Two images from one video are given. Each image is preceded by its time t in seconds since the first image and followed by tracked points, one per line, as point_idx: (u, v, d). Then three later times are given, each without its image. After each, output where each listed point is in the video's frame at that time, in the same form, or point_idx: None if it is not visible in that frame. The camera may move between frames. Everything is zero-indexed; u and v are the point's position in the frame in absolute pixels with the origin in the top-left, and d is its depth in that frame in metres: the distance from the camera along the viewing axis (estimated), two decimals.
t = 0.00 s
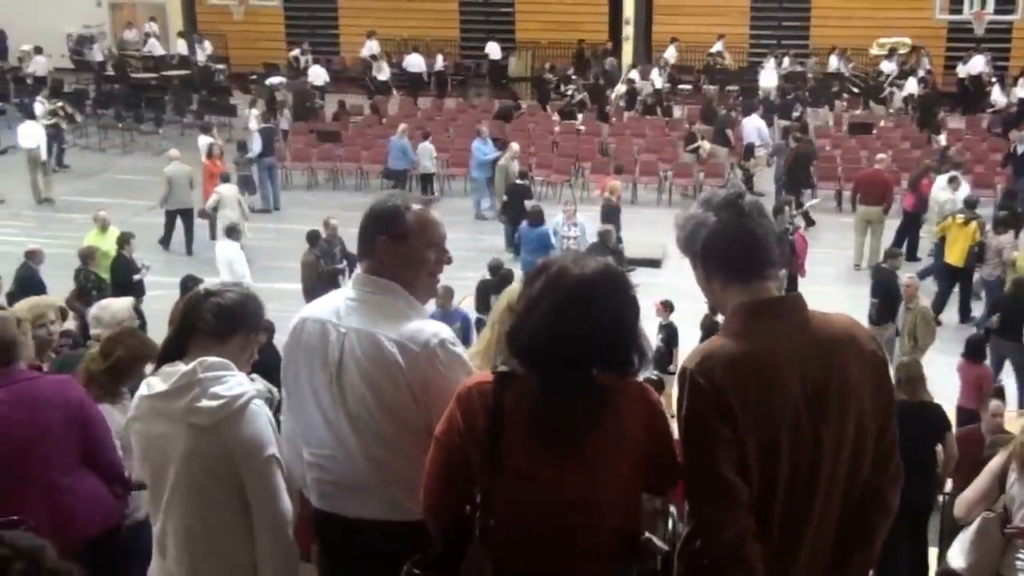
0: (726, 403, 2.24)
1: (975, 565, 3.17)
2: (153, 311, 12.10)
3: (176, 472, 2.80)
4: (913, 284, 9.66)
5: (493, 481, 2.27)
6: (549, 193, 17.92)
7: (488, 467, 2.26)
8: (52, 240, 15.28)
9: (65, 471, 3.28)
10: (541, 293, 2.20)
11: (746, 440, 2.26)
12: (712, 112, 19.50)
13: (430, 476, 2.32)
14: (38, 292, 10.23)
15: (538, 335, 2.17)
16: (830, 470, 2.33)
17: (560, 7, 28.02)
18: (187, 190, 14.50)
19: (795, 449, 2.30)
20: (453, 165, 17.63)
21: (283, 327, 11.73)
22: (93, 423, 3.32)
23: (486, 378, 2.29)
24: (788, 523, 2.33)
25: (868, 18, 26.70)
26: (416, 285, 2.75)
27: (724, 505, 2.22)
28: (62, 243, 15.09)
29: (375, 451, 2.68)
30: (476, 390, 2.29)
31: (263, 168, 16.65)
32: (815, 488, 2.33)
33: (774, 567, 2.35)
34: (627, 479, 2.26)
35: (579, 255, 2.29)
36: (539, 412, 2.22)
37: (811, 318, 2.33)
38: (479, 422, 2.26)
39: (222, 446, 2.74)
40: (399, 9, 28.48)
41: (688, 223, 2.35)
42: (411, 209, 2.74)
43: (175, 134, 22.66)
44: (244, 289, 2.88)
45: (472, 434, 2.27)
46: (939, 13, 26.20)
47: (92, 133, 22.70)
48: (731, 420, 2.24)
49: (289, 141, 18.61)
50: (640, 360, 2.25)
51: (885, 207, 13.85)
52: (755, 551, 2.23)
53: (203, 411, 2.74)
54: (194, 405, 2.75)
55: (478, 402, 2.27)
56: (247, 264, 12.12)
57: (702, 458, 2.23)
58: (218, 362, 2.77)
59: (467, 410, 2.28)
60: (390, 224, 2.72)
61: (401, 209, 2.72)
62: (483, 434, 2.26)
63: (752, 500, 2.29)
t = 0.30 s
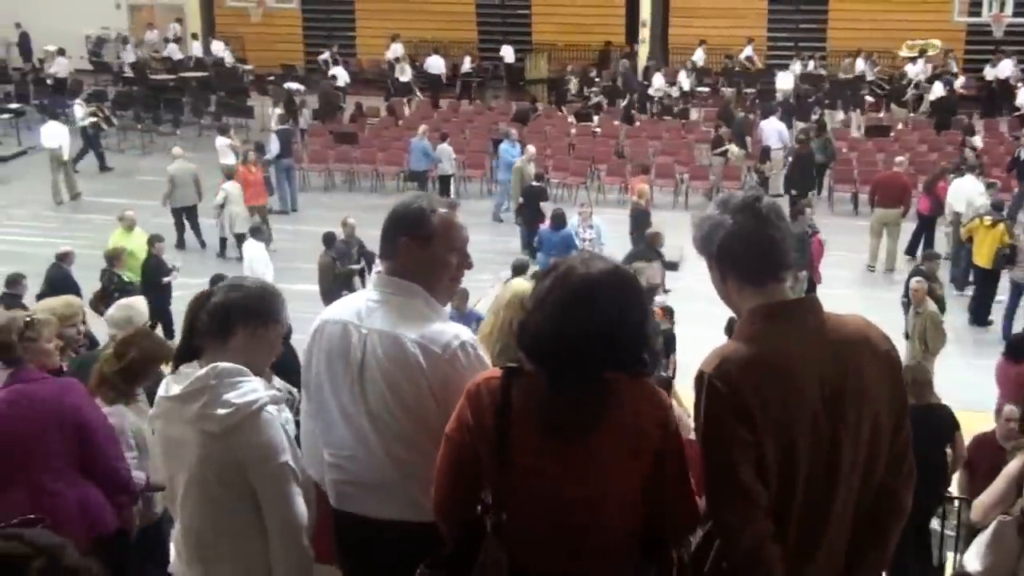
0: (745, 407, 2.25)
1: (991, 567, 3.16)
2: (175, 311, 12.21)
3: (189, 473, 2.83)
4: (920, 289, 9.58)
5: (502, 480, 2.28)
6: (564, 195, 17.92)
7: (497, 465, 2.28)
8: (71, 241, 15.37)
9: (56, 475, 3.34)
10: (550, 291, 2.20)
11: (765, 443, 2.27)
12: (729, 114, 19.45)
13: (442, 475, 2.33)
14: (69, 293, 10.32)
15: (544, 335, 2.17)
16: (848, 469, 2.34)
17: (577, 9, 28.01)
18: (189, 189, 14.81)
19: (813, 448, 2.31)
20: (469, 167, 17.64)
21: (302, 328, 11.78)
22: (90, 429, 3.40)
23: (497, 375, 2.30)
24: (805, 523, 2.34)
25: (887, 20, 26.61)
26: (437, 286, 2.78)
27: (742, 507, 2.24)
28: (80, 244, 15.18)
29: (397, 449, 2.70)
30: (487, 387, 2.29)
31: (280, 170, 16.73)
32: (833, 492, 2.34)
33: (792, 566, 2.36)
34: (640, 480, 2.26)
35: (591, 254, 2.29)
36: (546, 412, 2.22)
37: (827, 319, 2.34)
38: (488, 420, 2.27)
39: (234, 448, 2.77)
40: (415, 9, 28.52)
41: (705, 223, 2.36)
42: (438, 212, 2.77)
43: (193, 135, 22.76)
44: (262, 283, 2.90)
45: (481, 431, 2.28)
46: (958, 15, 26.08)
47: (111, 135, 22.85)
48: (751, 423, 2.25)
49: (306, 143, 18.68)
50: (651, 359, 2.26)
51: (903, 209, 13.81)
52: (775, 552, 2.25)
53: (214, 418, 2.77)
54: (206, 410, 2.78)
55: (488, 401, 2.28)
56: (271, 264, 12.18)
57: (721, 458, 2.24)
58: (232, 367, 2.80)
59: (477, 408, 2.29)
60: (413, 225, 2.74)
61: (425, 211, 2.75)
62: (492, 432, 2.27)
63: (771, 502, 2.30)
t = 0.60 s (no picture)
0: (762, 409, 2.25)
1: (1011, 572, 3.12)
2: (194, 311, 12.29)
3: (203, 473, 2.86)
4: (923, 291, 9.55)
5: (509, 481, 2.30)
6: (580, 197, 17.92)
7: (505, 466, 2.29)
8: (89, 241, 15.46)
9: (67, 478, 3.53)
10: (557, 292, 2.20)
11: (783, 445, 2.27)
12: (745, 116, 19.43)
13: (454, 476, 2.35)
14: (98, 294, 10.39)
15: (551, 335, 2.18)
16: (865, 470, 2.34)
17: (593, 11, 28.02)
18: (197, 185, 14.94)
19: (830, 450, 2.31)
20: (485, 169, 17.67)
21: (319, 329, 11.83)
22: (105, 438, 3.54)
23: (506, 376, 2.31)
24: (824, 525, 2.35)
25: (905, 23, 26.53)
26: (481, 289, 2.80)
27: (758, 507, 2.25)
28: (98, 245, 15.27)
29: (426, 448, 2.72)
30: (495, 389, 2.30)
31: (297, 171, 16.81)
32: (850, 493, 2.34)
33: (811, 566, 2.37)
34: (651, 481, 2.27)
35: (603, 255, 2.30)
36: (551, 413, 2.22)
37: (842, 321, 2.35)
38: (496, 422, 2.29)
39: (247, 449, 2.79)
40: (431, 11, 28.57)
41: (721, 225, 2.37)
42: (502, 223, 2.77)
43: (211, 136, 22.85)
44: (279, 282, 2.90)
45: (489, 432, 2.30)
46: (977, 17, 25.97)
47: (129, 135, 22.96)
48: (769, 426, 2.26)
49: (322, 145, 18.75)
50: (662, 361, 2.26)
51: (915, 210, 13.78)
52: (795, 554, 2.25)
53: (224, 422, 2.81)
54: (217, 412, 2.83)
55: (497, 401, 2.29)
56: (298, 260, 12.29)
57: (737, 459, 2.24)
58: (244, 371, 2.83)
59: (486, 409, 2.30)
60: (476, 232, 2.75)
61: (488, 219, 2.75)
62: (499, 433, 2.28)
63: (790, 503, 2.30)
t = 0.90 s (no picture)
0: (780, 409, 2.25)
1: None
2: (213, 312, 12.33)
3: (223, 472, 2.87)
4: (925, 295, 9.54)
5: (517, 480, 2.30)
6: (595, 199, 17.91)
7: (512, 466, 2.30)
8: (107, 241, 15.53)
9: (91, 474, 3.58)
10: (565, 293, 2.21)
11: (800, 446, 2.26)
12: (761, 118, 19.39)
13: (465, 476, 2.35)
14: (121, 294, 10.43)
15: (557, 336, 2.18)
16: (883, 469, 2.33)
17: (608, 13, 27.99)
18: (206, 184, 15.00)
19: (849, 452, 2.30)
20: (501, 170, 17.67)
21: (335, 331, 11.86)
22: (132, 441, 3.55)
23: (514, 374, 2.31)
24: (841, 526, 2.34)
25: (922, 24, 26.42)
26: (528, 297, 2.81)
27: (775, 507, 2.24)
28: (116, 245, 15.33)
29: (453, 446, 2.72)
30: (502, 389, 2.31)
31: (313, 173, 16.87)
32: (868, 494, 2.32)
33: (829, 567, 2.35)
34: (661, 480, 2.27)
35: (612, 256, 2.29)
36: (557, 413, 2.22)
37: (858, 322, 2.34)
38: (503, 421, 2.29)
39: (267, 450, 2.79)
40: (446, 12, 28.59)
41: (738, 226, 2.36)
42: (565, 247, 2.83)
43: (227, 137, 22.93)
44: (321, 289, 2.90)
45: (497, 432, 2.30)
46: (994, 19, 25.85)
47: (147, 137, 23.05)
48: (786, 426, 2.25)
49: (338, 146, 18.81)
50: (673, 361, 2.25)
51: (925, 212, 13.74)
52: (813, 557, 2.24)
53: (247, 422, 2.81)
54: (242, 412, 2.83)
55: (505, 401, 2.29)
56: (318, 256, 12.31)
57: (754, 460, 2.24)
58: (273, 373, 2.83)
59: (495, 409, 2.30)
60: (541, 252, 2.79)
61: (553, 237, 2.80)
62: (507, 432, 2.29)
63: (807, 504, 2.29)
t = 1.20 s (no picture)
0: (796, 409, 2.25)
1: None
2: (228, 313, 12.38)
3: (240, 472, 2.89)
4: (929, 295, 9.54)
5: (528, 480, 2.31)
6: (608, 201, 17.91)
7: (523, 466, 2.32)
8: (121, 241, 15.60)
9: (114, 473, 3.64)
10: (582, 294, 2.22)
11: (815, 447, 2.27)
12: (775, 119, 19.35)
13: (478, 476, 2.36)
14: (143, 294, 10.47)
15: (570, 337, 2.19)
16: (896, 470, 2.34)
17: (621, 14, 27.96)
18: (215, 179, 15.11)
19: (863, 454, 2.31)
20: (513, 172, 17.68)
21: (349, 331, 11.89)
22: (151, 439, 3.58)
23: (527, 375, 2.33)
24: (855, 528, 2.34)
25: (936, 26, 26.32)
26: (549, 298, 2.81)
27: (790, 508, 2.24)
28: (130, 245, 15.41)
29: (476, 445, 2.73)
30: (515, 390, 2.33)
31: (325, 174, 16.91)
32: (882, 495, 2.33)
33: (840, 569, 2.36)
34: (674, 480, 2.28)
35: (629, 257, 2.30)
36: (566, 414, 2.24)
37: (877, 324, 2.35)
38: (515, 421, 2.31)
39: (289, 451, 2.81)
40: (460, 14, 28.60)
41: (759, 226, 2.35)
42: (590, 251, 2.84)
43: (241, 138, 23.01)
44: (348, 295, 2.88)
45: (509, 431, 2.32)
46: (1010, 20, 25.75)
47: (161, 138, 23.14)
48: (801, 427, 2.25)
49: (352, 147, 18.85)
50: (686, 362, 2.26)
51: (934, 212, 13.70)
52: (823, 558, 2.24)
53: (270, 424, 2.82)
54: (265, 414, 2.84)
55: (516, 402, 2.32)
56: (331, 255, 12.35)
57: (767, 461, 2.24)
58: (300, 377, 2.83)
59: (507, 410, 2.33)
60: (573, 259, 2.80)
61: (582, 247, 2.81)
62: (518, 432, 2.31)
63: (821, 504, 2.29)
